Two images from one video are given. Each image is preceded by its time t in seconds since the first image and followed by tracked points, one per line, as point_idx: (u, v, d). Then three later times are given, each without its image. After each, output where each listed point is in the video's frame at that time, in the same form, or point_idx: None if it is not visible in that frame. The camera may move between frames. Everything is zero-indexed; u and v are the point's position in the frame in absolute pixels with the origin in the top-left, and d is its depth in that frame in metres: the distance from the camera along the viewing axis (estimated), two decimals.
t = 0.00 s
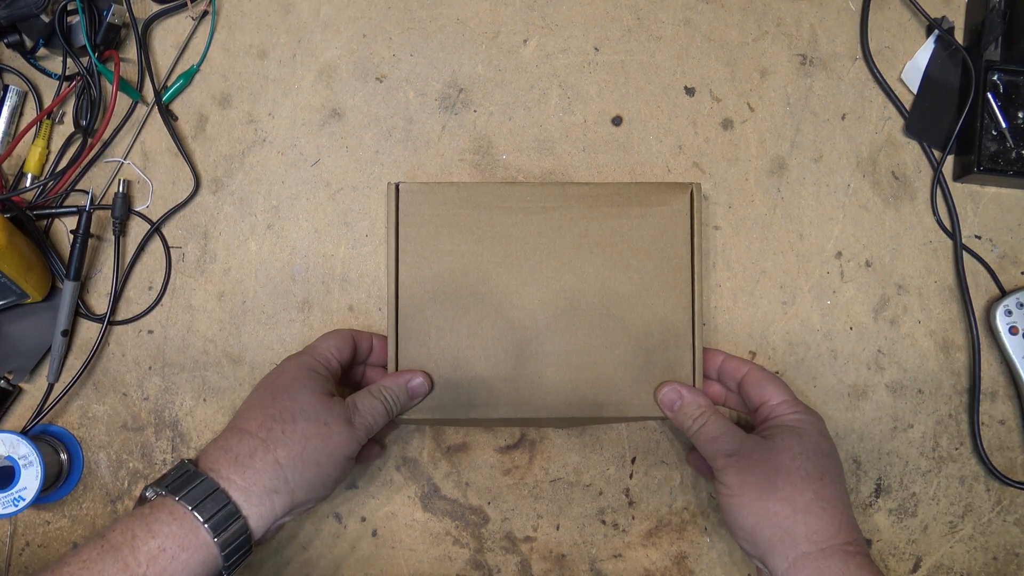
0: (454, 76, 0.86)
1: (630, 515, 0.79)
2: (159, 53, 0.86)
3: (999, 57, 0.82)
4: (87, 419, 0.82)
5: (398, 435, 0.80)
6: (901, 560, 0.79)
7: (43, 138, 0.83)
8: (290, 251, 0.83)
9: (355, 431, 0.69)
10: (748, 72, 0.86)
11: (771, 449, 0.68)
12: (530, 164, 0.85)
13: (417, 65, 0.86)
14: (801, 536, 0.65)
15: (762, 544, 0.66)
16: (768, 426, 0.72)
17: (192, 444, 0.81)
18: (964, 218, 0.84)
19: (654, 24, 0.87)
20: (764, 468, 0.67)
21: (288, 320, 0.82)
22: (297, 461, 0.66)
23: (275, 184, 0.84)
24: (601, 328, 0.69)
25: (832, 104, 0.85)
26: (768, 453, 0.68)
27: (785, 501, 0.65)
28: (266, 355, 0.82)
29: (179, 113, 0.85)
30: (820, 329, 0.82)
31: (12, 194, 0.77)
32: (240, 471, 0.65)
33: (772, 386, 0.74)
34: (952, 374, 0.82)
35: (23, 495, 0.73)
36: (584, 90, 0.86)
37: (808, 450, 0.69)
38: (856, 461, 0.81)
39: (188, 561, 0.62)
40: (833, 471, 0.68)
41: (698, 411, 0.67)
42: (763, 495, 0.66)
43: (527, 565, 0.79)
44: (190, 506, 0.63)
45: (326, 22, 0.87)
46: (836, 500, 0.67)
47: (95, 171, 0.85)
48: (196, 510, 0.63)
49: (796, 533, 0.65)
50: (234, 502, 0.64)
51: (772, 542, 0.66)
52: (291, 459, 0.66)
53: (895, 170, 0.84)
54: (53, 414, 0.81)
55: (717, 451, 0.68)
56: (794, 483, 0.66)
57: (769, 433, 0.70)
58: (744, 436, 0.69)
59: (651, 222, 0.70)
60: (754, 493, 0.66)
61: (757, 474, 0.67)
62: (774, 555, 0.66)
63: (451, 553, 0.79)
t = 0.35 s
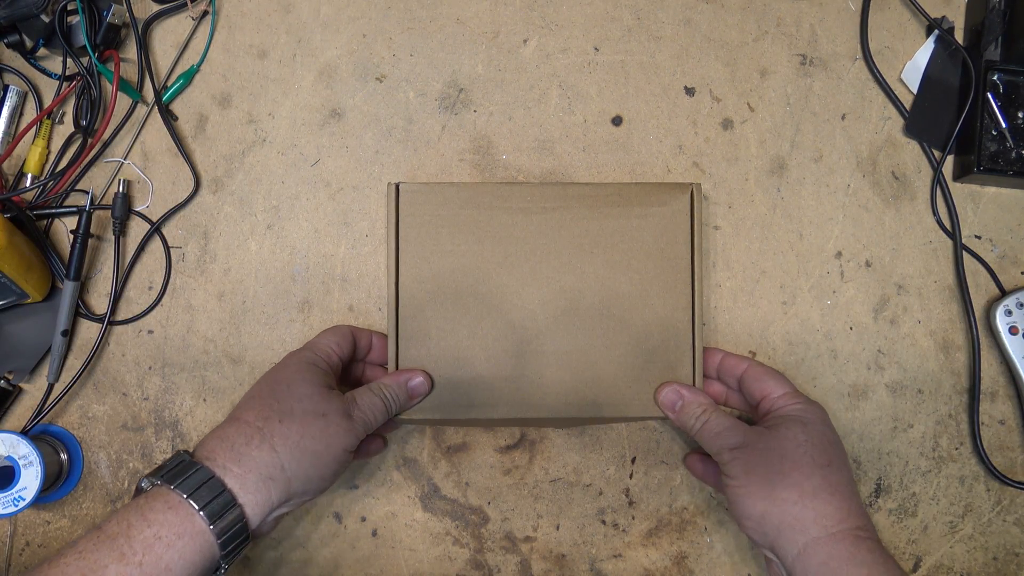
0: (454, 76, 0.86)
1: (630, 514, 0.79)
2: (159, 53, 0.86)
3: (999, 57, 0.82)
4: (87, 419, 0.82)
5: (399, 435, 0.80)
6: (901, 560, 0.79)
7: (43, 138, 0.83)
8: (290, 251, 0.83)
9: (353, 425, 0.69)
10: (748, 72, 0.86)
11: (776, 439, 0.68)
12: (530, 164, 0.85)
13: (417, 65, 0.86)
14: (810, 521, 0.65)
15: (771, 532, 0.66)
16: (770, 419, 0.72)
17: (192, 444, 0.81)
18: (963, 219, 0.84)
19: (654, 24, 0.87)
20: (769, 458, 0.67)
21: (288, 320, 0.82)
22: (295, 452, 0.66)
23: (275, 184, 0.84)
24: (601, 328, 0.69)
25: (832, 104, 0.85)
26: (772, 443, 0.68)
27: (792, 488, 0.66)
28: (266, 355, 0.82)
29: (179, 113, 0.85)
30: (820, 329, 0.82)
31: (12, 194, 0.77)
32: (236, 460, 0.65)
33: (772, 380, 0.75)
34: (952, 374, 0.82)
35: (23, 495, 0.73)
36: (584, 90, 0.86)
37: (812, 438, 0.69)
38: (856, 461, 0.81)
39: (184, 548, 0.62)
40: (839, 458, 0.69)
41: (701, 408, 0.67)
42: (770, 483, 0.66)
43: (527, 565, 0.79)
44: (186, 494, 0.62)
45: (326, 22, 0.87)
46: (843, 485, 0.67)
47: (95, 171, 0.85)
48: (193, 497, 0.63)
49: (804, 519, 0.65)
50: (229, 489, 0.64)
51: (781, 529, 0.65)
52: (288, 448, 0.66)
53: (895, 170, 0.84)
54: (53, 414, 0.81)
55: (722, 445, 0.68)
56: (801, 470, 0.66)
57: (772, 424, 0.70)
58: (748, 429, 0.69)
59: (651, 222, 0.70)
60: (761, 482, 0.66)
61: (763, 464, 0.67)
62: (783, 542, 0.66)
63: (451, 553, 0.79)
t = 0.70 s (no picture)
0: (454, 76, 0.86)
1: (630, 515, 0.79)
2: (159, 53, 0.86)
3: (999, 56, 0.82)
4: (87, 419, 0.82)
5: (398, 435, 0.80)
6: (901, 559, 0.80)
7: (43, 138, 0.83)
8: (290, 251, 0.83)
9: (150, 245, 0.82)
10: (748, 72, 0.86)
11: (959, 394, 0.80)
12: (531, 164, 0.85)
13: (417, 65, 0.86)
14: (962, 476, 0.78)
15: (920, 523, 0.80)
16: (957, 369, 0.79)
17: (192, 444, 0.81)
18: (964, 219, 0.84)
19: (654, 23, 0.87)
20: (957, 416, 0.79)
21: (288, 320, 0.82)
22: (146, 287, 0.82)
23: (275, 184, 0.84)
24: (602, 326, 0.69)
25: (832, 104, 0.85)
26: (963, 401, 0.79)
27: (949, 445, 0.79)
28: (266, 355, 0.82)
29: (179, 113, 0.85)
30: (820, 329, 0.82)
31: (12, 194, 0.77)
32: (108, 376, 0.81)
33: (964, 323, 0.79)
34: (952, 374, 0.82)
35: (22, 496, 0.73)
36: (584, 90, 0.86)
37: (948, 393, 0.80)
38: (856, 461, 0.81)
39: None
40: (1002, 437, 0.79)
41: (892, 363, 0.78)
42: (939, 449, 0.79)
43: (527, 565, 0.79)
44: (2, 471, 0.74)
45: (326, 22, 0.87)
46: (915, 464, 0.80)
47: (95, 171, 0.85)
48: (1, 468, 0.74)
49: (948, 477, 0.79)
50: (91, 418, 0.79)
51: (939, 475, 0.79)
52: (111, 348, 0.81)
53: (895, 170, 0.84)
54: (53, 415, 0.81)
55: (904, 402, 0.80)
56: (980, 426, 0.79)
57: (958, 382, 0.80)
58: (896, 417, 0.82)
59: (651, 221, 0.70)
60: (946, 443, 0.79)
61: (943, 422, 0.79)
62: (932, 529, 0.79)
63: (451, 553, 0.79)
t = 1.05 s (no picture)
0: (454, 76, 0.86)
1: (630, 515, 0.79)
2: (159, 53, 0.86)
3: (999, 56, 0.82)
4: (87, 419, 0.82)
5: (398, 435, 0.80)
6: (900, 560, 0.80)
7: (44, 138, 0.83)
8: (290, 251, 0.83)
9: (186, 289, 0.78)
10: (748, 72, 0.86)
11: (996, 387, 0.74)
12: (531, 165, 0.85)
13: (417, 65, 0.86)
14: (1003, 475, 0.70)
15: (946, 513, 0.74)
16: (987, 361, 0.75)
17: (193, 444, 0.81)
18: (964, 219, 0.84)
19: (654, 23, 0.87)
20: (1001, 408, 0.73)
21: (288, 320, 0.82)
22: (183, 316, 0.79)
23: (275, 184, 0.84)
24: (602, 326, 0.69)
25: (832, 103, 0.85)
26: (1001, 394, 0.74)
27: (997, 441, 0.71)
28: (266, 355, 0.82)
29: (179, 113, 0.85)
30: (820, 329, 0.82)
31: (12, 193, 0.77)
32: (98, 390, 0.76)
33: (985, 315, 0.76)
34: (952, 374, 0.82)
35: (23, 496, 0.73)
36: (584, 90, 0.86)
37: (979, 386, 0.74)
38: (856, 461, 0.82)
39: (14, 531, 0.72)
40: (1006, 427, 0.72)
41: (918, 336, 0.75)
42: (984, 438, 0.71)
43: (527, 565, 0.79)
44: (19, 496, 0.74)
45: (326, 22, 0.87)
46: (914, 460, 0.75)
47: (95, 171, 0.85)
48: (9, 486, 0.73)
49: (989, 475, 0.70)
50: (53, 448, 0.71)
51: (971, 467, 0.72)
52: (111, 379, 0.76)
53: (895, 170, 0.84)
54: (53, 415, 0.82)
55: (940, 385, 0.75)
56: None
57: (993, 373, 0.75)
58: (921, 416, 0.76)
59: (651, 221, 0.70)
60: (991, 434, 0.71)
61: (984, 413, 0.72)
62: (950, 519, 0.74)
63: (451, 553, 0.79)
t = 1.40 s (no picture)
0: (454, 76, 0.86)
1: (630, 515, 0.79)
2: (159, 53, 0.86)
3: (999, 56, 0.82)
4: (87, 419, 0.82)
5: (398, 436, 0.81)
6: (901, 560, 0.79)
7: (43, 138, 0.83)
8: (290, 251, 0.83)
9: (386, 411, 0.67)
10: (748, 72, 0.86)
11: (782, 445, 0.67)
12: (530, 164, 0.85)
13: (417, 65, 0.86)
14: (789, 537, 0.64)
15: (772, 541, 0.66)
16: (772, 423, 0.71)
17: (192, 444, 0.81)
18: (963, 219, 0.84)
19: (654, 23, 0.87)
20: (773, 463, 0.66)
21: (288, 320, 0.82)
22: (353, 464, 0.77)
23: (275, 184, 0.84)
24: (602, 327, 0.69)
25: (832, 104, 0.85)
26: (777, 449, 0.67)
27: (796, 498, 0.65)
28: (266, 355, 0.82)
29: (179, 113, 0.85)
30: (820, 329, 0.82)
31: (12, 194, 0.77)
32: (243, 475, 0.65)
33: (777, 381, 0.74)
34: (952, 374, 0.82)
35: (23, 495, 0.73)
36: (584, 91, 0.86)
37: (816, 445, 0.68)
38: (856, 461, 0.81)
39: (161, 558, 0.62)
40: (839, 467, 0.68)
41: (706, 407, 0.67)
42: (761, 493, 0.65)
43: (527, 565, 0.79)
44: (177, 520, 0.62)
45: (326, 22, 0.87)
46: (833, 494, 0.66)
47: (95, 171, 0.85)
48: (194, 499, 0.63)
49: (779, 527, 0.64)
50: (215, 519, 0.63)
51: (783, 538, 0.65)
52: (259, 463, 0.65)
53: (895, 170, 0.84)
54: (53, 414, 0.82)
55: (727, 447, 0.67)
56: (805, 480, 0.65)
57: (781, 433, 0.69)
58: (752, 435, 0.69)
59: (650, 221, 0.70)
60: (767, 492, 0.65)
61: (767, 472, 0.66)
62: (785, 550, 0.65)
63: (451, 553, 0.79)
